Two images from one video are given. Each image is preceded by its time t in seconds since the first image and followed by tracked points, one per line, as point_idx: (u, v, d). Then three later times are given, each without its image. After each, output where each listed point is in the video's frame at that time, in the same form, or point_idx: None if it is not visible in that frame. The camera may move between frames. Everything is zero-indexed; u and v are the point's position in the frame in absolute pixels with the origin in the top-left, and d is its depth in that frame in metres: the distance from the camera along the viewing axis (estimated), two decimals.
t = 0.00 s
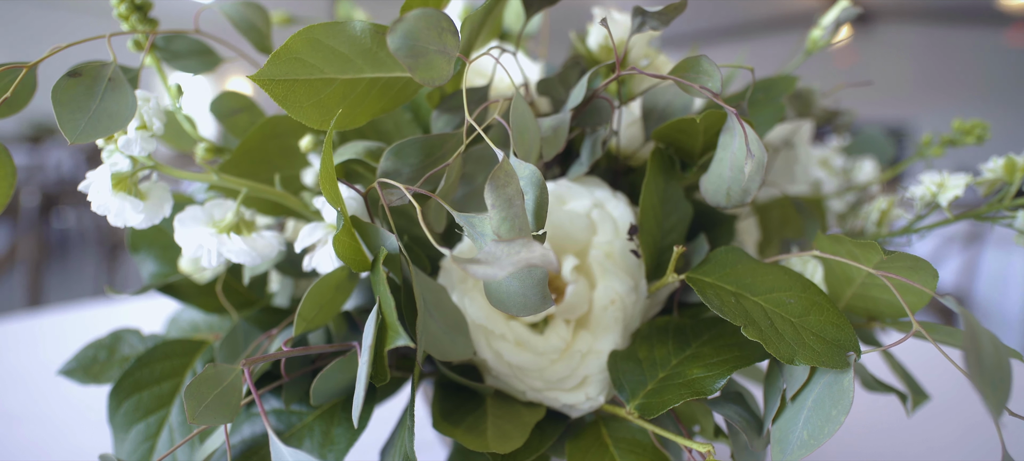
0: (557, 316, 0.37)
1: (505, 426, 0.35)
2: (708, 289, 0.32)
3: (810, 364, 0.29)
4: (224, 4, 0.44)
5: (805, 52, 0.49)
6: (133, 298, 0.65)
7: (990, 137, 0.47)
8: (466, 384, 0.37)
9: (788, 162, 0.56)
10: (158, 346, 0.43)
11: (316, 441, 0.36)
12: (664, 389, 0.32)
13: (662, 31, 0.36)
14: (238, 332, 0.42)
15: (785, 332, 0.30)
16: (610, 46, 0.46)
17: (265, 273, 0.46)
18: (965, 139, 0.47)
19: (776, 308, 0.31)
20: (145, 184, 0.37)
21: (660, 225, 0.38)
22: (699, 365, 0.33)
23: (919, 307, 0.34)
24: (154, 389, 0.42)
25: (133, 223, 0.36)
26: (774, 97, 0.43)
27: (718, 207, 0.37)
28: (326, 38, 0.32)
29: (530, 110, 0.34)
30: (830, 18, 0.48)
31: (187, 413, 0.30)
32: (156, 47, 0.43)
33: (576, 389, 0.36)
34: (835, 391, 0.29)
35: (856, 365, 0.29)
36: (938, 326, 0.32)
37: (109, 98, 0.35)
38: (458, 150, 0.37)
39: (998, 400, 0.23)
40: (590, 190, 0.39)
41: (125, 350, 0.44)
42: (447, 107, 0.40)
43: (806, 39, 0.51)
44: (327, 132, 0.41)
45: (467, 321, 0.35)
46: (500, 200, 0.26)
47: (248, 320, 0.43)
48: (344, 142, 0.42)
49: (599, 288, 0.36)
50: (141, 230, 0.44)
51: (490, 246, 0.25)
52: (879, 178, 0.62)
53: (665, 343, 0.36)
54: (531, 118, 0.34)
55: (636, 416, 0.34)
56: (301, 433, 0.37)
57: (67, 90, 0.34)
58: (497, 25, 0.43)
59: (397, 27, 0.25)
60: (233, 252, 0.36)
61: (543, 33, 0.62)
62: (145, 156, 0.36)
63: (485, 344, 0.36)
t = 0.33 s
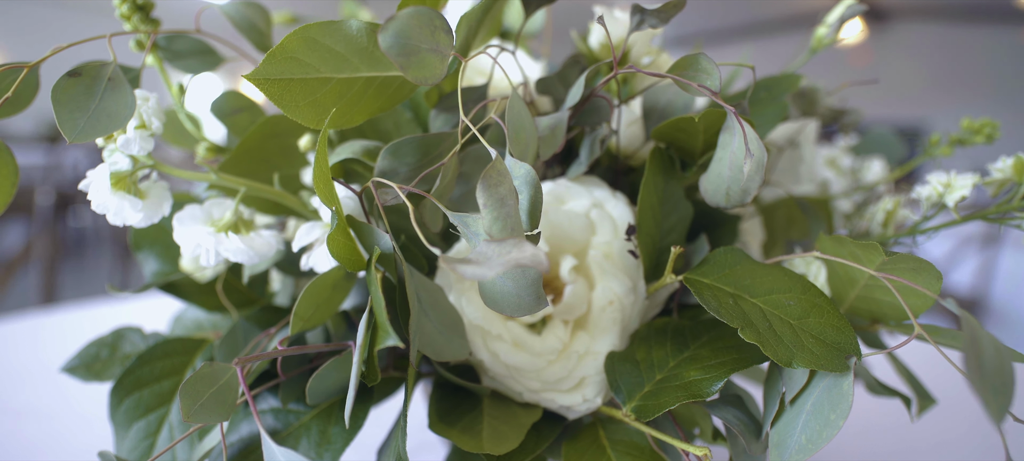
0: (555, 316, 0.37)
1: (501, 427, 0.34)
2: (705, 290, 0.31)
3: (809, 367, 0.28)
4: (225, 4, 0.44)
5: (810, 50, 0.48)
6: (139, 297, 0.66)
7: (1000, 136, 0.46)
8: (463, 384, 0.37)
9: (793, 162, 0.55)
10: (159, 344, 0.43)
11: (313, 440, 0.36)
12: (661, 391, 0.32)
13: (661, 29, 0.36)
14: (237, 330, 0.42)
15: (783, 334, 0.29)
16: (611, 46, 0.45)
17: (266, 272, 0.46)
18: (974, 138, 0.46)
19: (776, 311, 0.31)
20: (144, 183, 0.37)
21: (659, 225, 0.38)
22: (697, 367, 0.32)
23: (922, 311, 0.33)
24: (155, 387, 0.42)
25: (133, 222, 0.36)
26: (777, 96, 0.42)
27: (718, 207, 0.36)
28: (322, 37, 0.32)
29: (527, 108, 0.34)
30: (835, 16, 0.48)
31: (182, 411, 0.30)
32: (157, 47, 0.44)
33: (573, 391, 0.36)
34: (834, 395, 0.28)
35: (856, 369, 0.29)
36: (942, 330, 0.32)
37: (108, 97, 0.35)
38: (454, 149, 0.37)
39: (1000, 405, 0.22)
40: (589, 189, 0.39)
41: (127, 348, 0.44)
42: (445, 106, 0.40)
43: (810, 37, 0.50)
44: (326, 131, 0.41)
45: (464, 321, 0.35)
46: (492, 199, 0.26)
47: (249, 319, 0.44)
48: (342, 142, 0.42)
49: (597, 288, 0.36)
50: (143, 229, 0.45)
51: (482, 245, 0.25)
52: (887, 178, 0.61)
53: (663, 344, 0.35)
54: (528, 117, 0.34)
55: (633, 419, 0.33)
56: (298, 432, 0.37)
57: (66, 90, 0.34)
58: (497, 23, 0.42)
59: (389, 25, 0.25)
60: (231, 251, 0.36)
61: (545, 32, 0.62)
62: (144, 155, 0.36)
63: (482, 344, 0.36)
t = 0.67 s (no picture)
0: (553, 317, 0.37)
1: (496, 428, 0.34)
2: (702, 291, 0.31)
3: (806, 370, 0.28)
4: (225, 4, 0.44)
5: (814, 48, 0.47)
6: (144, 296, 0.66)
7: (1009, 136, 0.45)
8: (459, 385, 0.37)
9: (797, 162, 0.54)
10: (160, 343, 0.44)
11: (309, 439, 0.36)
12: (657, 393, 0.32)
13: (660, 27, 0.36)
14: (237, 329, 0.42)
15: (781, 337, 0.29)
16: (611, 44, 0.45)
17: (266, 271, 0.46)
18: (982, 138, 0.46)
19: (774, 313, 0.30)
20: (143, 182, 0.38)
21: (658, 225, 0.37)
22: (693, 369, 0.32)
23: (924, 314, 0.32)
24: (155, 384, 0.42)
25: (131, 220, 0.36)
26: (780, 95, 0.42)
27: (717, 208, 0.36)
28: (317, 36, 0.32)
29: (523, 107, 0.33)
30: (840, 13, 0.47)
31: (177, 408, 0.30)
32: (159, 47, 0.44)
33: (569, 392, 0.36)
34: (832, 398, 0.28)
35: (855, 372, 0.28)
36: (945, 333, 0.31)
37: (108, 97, 0.35)
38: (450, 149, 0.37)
39: (1001, 410, 0.22)
40: (588, 189, 0.39)
41: (128, 346, 0.45)
42: (443, 106, 0.40)
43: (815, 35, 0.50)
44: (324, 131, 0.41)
45: (460, 321, 0.35)
46: (483, 198, 0.26)
47: (248, 318, 0.44)
48: (340, 141, 0.43)
49: (595, 289, 0.36)
50: (144, 228, 0.45)
51: (472, 245, 0.25)
52: (894, 178, 0.60)
53: (661, 346, 0.35)
54: (524, 115, 0.33)
55: (629, 421, 0.33)
56: (295, 431, 0.37)
57: (66, 89, 0.34)
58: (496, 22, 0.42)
59: (380, 24, 0.25)
60: (227, 251, 0.36)
61: (548, 31, 0.62)
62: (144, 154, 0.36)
63: (478, 344, 0.35)
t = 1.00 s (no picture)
0: (550, 317, 0.37)
1: (492, 428, 0.34)
2: (699, 292, 0.30)
3: (803, 373, 0.27)
4: (225, 4, 0.45)
5: (819, 45, 0.47)
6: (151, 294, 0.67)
7: (1019, 135, 0.44)
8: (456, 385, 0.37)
9: (803, 161, 0.54)
10: (161, 340, 0.44)
11: (306, 438, 0.36)
12: (653, 395, 0.31)
13: (658, 25, 0.35)
14: (237, 327, 0.43)
15: (778, 339, 0.29)
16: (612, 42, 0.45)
17: (267, 270, 0.46)
18: (992, 137, 0.45)
19: (771, 314, 0.30)
20: (144, 181, 0.38)
21: (657, 225, 0.37)
22: (690, 371, 0.32)
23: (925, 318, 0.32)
24: (156, 382, 0.43)
25: (131, 219, 0.37)
26: (782, 94, 0.41)
27: (716, 208, 0.35)
28: (314, 36, 0.32)
29: (520, 106, 0.33)
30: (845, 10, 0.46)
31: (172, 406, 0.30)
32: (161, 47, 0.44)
33: (566, 393, 0.36)
34: (830, 402, 0.28)
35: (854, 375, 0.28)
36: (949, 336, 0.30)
37: (108, 96, 0.35)
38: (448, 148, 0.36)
39: (1001, 416, 0.21)
40: (586, 189, 0.38)
41: (130, 344, 0.45)
42: (441, 104, 0.40)
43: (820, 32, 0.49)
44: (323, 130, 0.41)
45: (456, 321, 0.35)
46: (475, 198, 0.26)
47: (248, 316, 0.44)
48: (340, 140, 0.43)
49: (593, 289, 0.35)
50: (147, 227, 0.45)
51: (463, 245, 0.25)
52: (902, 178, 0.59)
53: (658, 347, 0.34)
54: (521, 114, 0.33)
55: (624, 423, 0.32)
56: (293, 429, 0.37)
57: (66, 89, 0.34)
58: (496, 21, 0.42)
59: (372, 22, 0.25)
60: (225, 249, 0.36)
61: (550, 29, 0.61)
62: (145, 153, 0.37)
63: (474, 345, 0.35)
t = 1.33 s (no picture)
0: (548, 317, 0.36)
1: (487, 429, 0.34)
2: (695, 292, 0.30)
3: (800, 376, 0.27)
4: (227, 4, 0.45)
5: (823, 43, 0.46)
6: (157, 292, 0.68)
7: None
8: (452, 385, 0.37)
9: (808, 161, 0.53)
10: (163, 338, 0.44)
11: (304, 436, 0.37)
12: (648, 396, 0.31)
13: (657, 23, 0.35)
14: (237, 325, 0.43)
15: (775, 341, 0.28)
16: (613, 41, 0.44)
17: (267, 268, 0.47)
18: (1001, 136, 0.44)
19: (769, 316, 0.29)
20: (145, 180, 0.38)
21: (655, 225, 0.36)
22: (686, 372, 0.31)
23: (926, 321, 0.31)
24: (158, 379, 0.43)
25: (131, 217, 0.37)
26: (784, 93, 0.41)
27: (715, 208, 0.35)
28: (310, 35, 0.31)
29: (516, 104, 0.33)
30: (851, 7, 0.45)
31: (168, 404, 0.30)
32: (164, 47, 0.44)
33: (563, 394, 0.35)
34: (827, 405, 0.27)
35: (852, 378, 0.27)
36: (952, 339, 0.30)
37: (108, 96, 0.36)
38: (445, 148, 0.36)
39: (1000, 421, 0.21)
40: (585, 188, 0.38)
41: (133, 341, 0.45)
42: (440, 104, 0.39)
43: (825, 30, 0.48)
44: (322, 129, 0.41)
45: (452, 321, 0.35)
46: (466, 197, 0.26)
47: (248, 315, 0.44)
48: (339, 139, 0.43)
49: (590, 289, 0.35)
50: (150, 226, 0.46)
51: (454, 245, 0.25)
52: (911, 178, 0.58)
53: (655, 348, 0.34)
54: (517, 113, 0.33)
55: (620, 425, 0.32)
56: (291, 428, 0.37)
57: (67, 89, 0.35)
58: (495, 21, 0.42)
59: (363, 21, 0.25)
60: (224, 248, 0.37)
61: (553, 28, 0.61)
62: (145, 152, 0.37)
63: (471, 345, 0.35)
